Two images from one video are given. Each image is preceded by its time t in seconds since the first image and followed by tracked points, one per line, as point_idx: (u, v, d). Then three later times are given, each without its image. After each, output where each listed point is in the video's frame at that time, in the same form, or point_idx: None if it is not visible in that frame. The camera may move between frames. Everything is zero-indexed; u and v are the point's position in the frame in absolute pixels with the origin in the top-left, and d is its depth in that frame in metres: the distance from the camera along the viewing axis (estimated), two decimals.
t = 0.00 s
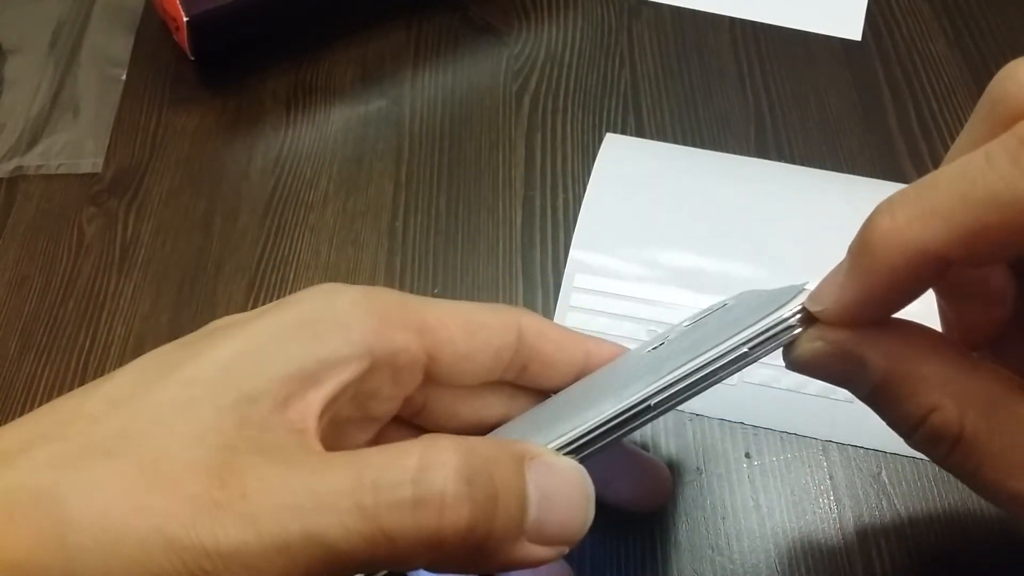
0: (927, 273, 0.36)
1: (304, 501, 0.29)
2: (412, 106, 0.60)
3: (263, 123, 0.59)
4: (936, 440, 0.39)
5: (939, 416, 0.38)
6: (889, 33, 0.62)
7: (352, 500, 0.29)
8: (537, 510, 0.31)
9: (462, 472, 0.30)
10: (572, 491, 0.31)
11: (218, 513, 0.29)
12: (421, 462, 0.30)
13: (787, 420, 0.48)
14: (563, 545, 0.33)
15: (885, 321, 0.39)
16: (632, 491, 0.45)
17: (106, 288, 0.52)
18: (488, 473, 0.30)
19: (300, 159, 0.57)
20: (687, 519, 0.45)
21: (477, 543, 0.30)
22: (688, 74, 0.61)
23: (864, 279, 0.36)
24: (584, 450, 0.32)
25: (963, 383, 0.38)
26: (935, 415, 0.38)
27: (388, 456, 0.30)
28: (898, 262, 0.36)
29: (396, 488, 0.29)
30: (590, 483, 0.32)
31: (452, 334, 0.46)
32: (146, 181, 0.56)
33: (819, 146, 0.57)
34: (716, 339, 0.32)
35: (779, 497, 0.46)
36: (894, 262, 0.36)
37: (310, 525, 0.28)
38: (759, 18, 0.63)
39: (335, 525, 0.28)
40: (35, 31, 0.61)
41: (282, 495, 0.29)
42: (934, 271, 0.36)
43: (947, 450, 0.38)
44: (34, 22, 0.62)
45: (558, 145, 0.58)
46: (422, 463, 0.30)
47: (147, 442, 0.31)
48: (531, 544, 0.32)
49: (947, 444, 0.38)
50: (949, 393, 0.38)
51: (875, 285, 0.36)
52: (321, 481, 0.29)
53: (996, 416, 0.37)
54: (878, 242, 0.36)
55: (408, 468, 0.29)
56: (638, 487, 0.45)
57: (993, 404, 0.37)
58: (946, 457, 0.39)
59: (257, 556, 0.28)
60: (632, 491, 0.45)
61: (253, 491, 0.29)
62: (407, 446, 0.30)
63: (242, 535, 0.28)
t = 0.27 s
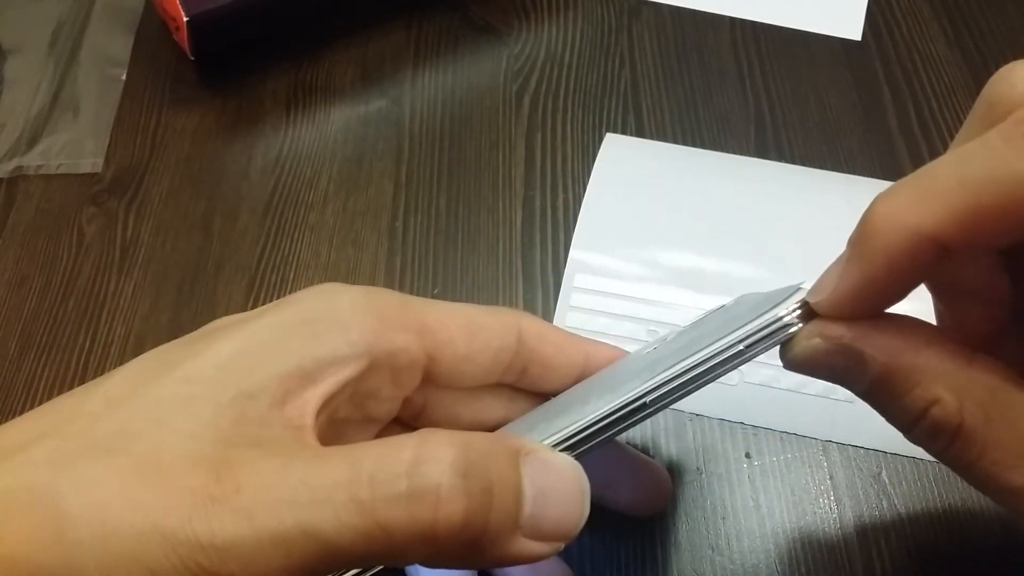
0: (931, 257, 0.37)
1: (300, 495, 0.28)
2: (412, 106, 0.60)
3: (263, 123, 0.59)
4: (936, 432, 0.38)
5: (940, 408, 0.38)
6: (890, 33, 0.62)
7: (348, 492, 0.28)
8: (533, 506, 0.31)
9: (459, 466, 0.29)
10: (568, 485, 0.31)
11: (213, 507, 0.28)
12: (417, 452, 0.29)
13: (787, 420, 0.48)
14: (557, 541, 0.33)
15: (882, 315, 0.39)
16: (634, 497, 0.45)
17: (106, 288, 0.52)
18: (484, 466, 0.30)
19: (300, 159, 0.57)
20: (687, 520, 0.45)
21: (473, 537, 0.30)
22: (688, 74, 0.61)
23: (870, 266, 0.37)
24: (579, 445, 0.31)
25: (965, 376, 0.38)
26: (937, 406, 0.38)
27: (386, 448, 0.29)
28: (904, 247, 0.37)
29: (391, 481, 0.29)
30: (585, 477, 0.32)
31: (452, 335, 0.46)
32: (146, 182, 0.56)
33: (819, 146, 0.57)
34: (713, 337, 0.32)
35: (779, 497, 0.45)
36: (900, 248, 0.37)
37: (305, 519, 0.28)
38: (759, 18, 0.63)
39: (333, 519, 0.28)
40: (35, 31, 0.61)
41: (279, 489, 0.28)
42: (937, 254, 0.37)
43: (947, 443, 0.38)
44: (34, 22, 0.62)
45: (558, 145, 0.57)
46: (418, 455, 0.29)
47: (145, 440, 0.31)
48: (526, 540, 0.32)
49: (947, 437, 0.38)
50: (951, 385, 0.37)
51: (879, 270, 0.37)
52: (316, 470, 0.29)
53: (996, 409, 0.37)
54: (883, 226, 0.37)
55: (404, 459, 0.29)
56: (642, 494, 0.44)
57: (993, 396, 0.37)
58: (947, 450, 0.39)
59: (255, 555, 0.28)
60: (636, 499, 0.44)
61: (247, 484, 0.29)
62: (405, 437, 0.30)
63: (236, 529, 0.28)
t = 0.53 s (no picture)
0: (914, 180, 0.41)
1: (299, 501, 0.28)
2: (412, 106, 0.60)
3: (263, 123, 0.58)
4: (933, 427, 0.38)
5: (936, 403, 0.38)
6: (890, 33, 0.62)
7: (349, 504, 0.29)
8: (533, 515, 0.31)
9: (459, 478, 0.29)
10: (568, 492, 0.31)
11: (212, 511, 0.28)
12: (420, 462, 0.30)
13: (787, 420, 0.48)
14: (560, 549, 0.33)
15: (873, 308, 0.40)
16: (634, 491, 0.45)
17: (106, 287, 0.52)
18: (484, 476, 0.30)
19: (300, 159, 0.57)
20: (687, 519, 0.45)
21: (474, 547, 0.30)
22: (688, 74, 0.61)
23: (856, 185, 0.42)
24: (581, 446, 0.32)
25: (961, 368, 0.38)
26: (934, 401, 0.38)
27: (387, 458, 0.30)
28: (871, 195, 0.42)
29: (394, 494, 0.29)
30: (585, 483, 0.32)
31: (449, 329, 0.46)
32: (146, 182, 0.56)
33: (819, 146, 0.57)
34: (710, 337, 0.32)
35: (779, 496, 0.46)
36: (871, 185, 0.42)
37: (304, 523, 0.28)
38: (760, 18, 0.63)
39: (332, 529, 0.28)
40: (35, 31, 0.61)
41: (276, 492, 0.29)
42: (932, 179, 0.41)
43: (942, 439, 0.38)
44: (34, 22, 0.62)
45: (558, 145, 0.58)
46: (419, 468, 0.29)
47: (144, 442, 0.31)
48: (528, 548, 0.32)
49: (943, 432, 0.38)
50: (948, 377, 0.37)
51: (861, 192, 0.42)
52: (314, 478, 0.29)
53: (991, 403, 0.37)
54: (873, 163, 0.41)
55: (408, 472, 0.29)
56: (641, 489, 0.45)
57: (987, 386, 0.37)
58: (942, 446, 0.39)
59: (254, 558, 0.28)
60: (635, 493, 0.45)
61: (245, 487, 0.29)
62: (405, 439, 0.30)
63: (234, 532, 0.28)
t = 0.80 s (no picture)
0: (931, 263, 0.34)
1: (298, 508, 0.29)
2: (411, 106, 0.60)
3: (263, 123, 0.58)
4: (923, 434, 0.38)
5: (927, 410, 0.38)
6: (889, 33, 0.62)
7: (350, 528, 0.28)
8: (531, 536, 0.31)
9: (460, 513, 0.29)
10: (567, 516, 0.31)
11: (211, 517, 0.29)
12: (425, 487, 0.29)
13: (787, 421, 0.48)
14: (558, 569, 0.33)
15: (869, 322, 0.40)
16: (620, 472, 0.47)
17: (105, 288, 0.52)
18: (488, 500, 0.30)
19: (300, 159, 0.57)
20: (687, 519, 0.45)
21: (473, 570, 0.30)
22: (688, 74, 0.61)
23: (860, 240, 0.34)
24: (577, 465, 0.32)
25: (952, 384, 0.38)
26: (924, 408, 0.38)
27: (390, 484, 0.29)
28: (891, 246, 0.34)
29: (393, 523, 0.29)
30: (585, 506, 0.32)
31: (425, 305, 0.46)
32: (146, 182, 0.56)
33: (819, 146, 0.57)
34: (707, 348, 0.32)
35: (779, 497, 0.46)
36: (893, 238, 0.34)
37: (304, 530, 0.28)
38: (759, 18, 0.63)
39: (330, 543, 0.28)
40: (35, 31, 0.61)
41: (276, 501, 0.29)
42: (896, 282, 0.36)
43: (933, 446, 0.38)
44: (34, 22, 0.62)
45: (558, 145, 0.57)
46: (421, 499, 0.29)
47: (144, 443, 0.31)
48: (524, 568, 0.32)
49: (933, 439, 0.38)
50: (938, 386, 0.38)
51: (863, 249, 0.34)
52: (313, 492, 0.29)
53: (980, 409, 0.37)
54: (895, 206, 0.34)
55: (411, 488, 0.29)
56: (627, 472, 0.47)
57: (976, 402, 0.37)
58: (931, 453, 0.39)
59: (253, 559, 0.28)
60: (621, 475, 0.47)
61: (246, 496, 0.29)
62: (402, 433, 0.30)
63: (233, 539, 0.28)
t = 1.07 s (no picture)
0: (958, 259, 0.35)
1: (301, 511, 0.29)
2: (411, 106, 0.60)
3: (263, 123, 0.58)
4: (926, 422, 0.38)
5: (928, 400, 0.38)
6: (889, 33, 0.62)
7: (357, 537, 0.28)
8: (539, 541, 0.31)
9: (468, 524, 0.29)
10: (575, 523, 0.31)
11: (213, 519, 0.29)
12: (431, 498, 0.29)
13: (787, 421, 0.48)
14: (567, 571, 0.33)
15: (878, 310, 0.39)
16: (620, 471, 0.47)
17: (105, 288, 0.52)
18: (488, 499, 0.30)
19: (300, 159, 0.57)
20: (686, 519, 0.45)
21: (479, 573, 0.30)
22: (688, 74, 0.61)
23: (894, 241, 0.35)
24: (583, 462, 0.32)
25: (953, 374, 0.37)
26: (926, 396, 0.38)
27: (396, 493, 0.29)
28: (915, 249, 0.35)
29: (399, 533, 0.29)
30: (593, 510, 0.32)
31: (419, 296, 0.46)
32: (145, 181, 0.56)
33: (818, 146, 0.57)
34: (712, 344, 0.32)
35: (779, 496, 0.45)
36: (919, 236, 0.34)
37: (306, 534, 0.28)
38: (759, 18, 0.63)
39: (335, 546, 0.28)
40: (35, 32, 0.61)
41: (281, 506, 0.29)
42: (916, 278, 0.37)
43: (934, 434, 0.38)
44: (34, 22, 0.62)
45: (558, 145, 0.57)
46: (431, 505, 0.29)
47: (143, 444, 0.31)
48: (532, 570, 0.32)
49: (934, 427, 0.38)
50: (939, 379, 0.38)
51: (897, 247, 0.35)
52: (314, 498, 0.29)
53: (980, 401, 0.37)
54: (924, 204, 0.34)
55: (420, 498, 0.29)
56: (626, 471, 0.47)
57: (977, 392, 0.37)
58: (933, 440, 0.39)
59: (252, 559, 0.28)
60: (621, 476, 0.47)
61: (245, 497, 0.29)
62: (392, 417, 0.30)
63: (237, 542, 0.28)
